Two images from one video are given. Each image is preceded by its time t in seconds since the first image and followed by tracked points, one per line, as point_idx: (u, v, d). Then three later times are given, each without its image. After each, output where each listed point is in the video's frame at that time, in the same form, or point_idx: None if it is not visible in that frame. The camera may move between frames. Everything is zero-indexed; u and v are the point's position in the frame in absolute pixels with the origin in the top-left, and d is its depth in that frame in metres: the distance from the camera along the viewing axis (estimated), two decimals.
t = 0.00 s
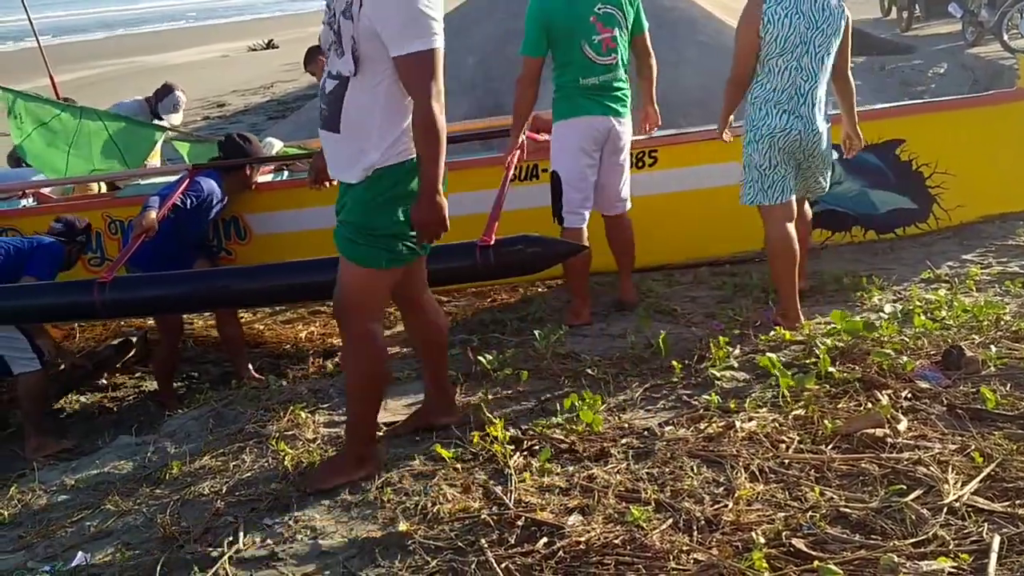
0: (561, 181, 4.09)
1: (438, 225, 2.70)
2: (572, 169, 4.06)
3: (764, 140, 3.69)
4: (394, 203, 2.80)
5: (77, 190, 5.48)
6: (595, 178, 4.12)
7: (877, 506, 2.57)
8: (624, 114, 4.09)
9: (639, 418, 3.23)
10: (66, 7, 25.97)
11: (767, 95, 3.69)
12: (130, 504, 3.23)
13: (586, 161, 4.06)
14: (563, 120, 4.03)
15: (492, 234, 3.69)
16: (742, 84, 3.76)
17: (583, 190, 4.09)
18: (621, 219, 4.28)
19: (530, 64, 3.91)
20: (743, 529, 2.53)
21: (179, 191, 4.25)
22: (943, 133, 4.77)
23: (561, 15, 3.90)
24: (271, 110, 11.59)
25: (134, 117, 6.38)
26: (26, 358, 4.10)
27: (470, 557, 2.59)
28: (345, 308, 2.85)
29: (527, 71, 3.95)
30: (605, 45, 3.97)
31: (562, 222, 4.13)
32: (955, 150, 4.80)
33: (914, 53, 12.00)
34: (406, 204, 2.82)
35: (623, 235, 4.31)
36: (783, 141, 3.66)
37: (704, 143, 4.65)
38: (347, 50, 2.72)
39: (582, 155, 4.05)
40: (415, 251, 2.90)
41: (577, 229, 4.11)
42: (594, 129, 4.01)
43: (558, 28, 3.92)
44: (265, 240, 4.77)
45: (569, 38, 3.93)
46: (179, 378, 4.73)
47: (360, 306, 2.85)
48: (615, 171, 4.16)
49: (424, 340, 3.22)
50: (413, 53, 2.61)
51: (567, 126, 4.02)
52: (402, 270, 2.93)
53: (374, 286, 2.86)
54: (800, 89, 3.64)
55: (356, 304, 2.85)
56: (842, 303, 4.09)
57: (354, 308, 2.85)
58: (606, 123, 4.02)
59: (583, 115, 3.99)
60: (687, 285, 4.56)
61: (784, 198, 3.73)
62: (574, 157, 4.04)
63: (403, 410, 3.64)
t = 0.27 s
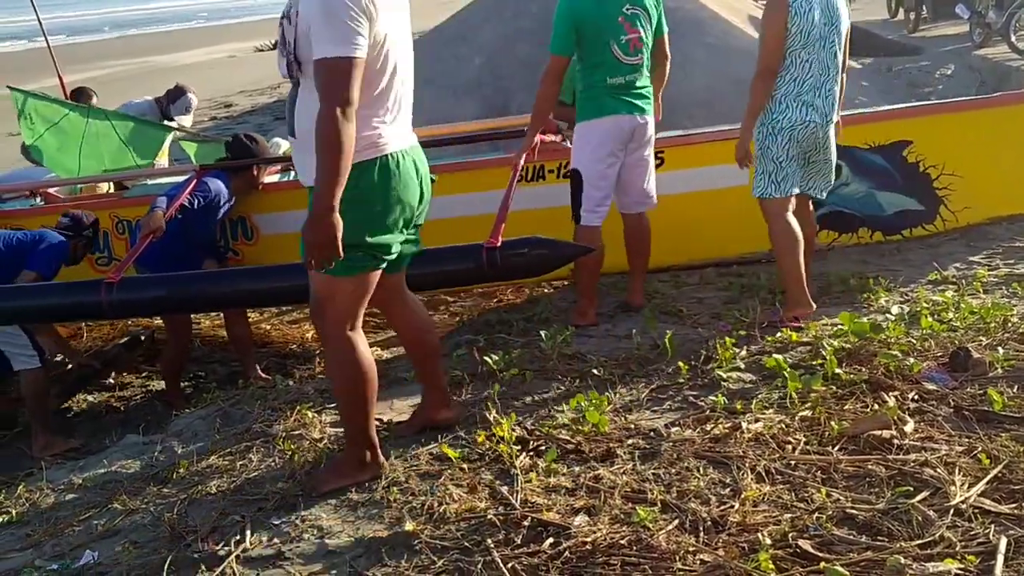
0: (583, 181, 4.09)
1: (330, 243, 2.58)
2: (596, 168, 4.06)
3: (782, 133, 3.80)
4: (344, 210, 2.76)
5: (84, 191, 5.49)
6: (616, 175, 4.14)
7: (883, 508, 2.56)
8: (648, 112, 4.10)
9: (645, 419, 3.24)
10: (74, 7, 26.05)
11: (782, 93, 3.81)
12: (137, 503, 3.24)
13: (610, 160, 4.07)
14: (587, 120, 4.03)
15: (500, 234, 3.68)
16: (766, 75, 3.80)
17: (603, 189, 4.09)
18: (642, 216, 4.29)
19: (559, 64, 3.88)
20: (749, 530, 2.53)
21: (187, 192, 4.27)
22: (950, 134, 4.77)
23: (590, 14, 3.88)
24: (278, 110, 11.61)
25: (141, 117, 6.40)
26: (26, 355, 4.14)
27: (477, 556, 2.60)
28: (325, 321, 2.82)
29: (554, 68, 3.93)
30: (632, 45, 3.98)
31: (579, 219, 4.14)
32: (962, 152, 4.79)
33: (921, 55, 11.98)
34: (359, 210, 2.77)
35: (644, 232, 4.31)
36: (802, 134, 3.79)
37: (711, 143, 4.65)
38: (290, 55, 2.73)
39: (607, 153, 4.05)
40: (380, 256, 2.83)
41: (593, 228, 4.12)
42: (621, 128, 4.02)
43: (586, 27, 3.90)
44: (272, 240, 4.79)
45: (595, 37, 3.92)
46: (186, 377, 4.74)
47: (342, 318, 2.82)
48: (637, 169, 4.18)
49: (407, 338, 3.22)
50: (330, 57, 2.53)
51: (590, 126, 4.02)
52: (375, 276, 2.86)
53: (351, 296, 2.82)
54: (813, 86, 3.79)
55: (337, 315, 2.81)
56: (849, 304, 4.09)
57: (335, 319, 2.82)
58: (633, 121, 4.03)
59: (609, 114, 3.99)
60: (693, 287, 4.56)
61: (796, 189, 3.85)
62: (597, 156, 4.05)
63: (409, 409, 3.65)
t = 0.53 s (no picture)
0: (614, 170, 4.07)
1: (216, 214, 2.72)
2: (627, 156, 4.05)
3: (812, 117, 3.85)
4: (338, 203, 2.74)
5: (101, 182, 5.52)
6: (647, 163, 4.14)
7: (899, 501, 2.55)
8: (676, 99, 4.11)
9: (660, 410, 3.23)
10: None
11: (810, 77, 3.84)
12: (154, 491, 3.27)
13: (641, 149, 4.06)
14: (619, 108, 4.01)
15: (516, 225, 3.66)
16: (805, 54, 3.78)
17: (633, 178, 4.09)
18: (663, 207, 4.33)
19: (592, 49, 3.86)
20: (764, 522, 2.52)
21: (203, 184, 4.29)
22: (969, 125, 4.73)
23: None
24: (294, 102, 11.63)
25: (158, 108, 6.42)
26: (36, 347, 4.17)
27: (491, 546, 2.61)
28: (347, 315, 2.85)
29: (586, 54, 3.90)
30: (662, 32, 4.01)
31: (608, 210, 4.14)
32: (981, 143, 4.76)
33: (940, 46, 11.88)
34: (355, 202, 2.75)
35: (663, 223, 4.35)
36: (834, 116, 3.85)
37: (727, 135, 4.64)
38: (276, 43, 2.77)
39: (637, 142, 4.05)
40: (382, 246, 2.81)
41: (619, 217, 4.14)
42: (653, 116, 4.02)
43: (619, 14, 3.88)
44: (288, 232, 4.80)
45: (629, 23, 3.91)
46: (202, 368, 4.77)
47: (364, 310, 2.85)
48: (664, 157, 4.20)
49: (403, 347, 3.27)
50: (286, 45, 2.54)
51: (621, 114, 4.01)
52: (382, 268, 2.85)
53: (369, 287, 2.84)
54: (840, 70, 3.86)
55: (358, 308, 2.84)
56: (866, 297, 4.07)
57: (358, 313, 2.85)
58: (664, 109, 4.05)
59: (639, 102, 3.99)
60: (709, 279, 4.55)
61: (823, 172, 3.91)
62: (628, 145, 4.04)
63: (423, 400, 3.65)
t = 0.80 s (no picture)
0: (650, 140, 4.05)
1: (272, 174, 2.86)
2: (664, 126, 4.03)
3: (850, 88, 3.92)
4: (366, 171, 2.76)
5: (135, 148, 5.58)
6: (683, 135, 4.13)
7: (927, 476, 2.56)
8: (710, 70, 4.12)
9: (688, 383, 3.25)
10: None
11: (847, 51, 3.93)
12: (188, 451, 3.33)
13: (678, 119, 4.04)
14: (659, 77, 3.99)
15: (548, 194, 3.65)
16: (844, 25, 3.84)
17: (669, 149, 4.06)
18: (694, 181, 4.31)
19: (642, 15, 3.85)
20: (791, 494, 2.54)
21: (236, 150, 4.33)
22: (1008, 101, 4.68)
23: None
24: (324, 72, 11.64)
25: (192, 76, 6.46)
26: (71, 309, 4.23)
27: (519, 511, 2.64)
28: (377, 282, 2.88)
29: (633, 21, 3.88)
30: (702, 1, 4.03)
31: (642, 181, 4.12)
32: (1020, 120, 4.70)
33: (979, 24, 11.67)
34: (383, 170, 2.76)
35: (695, 197, 4.33)
36: (872, 88, 3.91)
37: (760, 108, 4.62)
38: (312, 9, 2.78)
39: (673, 113, 4.03)
40: (409, 214, 2.82)
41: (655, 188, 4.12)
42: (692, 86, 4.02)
43: None
44: (319, 200, 4.84)
45: None
46: (234, 333, 4.84)
47: (393, 277, 2.88)
48: (696, 130, 4.21)
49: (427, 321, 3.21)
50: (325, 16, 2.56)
51: (659, 84, 3.99)
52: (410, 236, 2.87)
53: (398, 254, 2.86)
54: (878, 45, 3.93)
55: (388, 274, 2.88)
56: (898, 273, 4.05)
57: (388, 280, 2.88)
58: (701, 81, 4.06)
59: (680, 71, 3.97)
60: (739, 254, 4.54)
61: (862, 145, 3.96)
62: (665, 115, 4.02)
63: (453, 367, 3.69)
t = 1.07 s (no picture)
0: (711, 100, 4.02)
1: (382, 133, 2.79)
2: (725, 87, 4.01)
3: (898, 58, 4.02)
4: (423, 118, 2.81)
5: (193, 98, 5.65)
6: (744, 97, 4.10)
7: (983, 444, 2.54)
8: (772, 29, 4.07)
9: (741, 345, 3.25)
10: None
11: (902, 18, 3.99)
12: (244, 393, 3.39)
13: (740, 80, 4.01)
14: (721, 37, 3.96)
15: (606, 153, 3.59)
16: None
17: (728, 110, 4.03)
18: (752, 145, 4.27)
19: None
20: (843, 456, 2.54)
21: (296, 100, 4.37)
22: None
23: None
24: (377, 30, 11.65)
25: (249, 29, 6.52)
26: (132, 253, 4.32)
27: (570, 461, 2.68)
28: (412, 223, 2.89)
29: None
30: None
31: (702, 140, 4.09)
32: None
33: None
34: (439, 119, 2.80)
35: (751, 162, 4.30)
36: (923, 55, 3.98)
37: (824, 74, 4.56)
38: None
39: (736, 74, 4.00)
40: (459, 168, 2.85)
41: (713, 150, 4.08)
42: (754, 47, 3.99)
43: None
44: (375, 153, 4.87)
45: None
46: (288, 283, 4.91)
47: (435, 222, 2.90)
48: (755, 92, 4.18)
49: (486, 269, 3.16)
50: None
51: (720, 44, 3.96)
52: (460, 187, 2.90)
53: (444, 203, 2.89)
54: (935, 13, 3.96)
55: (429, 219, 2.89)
56: (958, 245, 3.99)
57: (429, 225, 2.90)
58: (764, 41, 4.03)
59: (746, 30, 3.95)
60: (795, 221, 4.50)
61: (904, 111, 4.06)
62: (728, 75, 3.99)
63: (504, 322, 3.72)
